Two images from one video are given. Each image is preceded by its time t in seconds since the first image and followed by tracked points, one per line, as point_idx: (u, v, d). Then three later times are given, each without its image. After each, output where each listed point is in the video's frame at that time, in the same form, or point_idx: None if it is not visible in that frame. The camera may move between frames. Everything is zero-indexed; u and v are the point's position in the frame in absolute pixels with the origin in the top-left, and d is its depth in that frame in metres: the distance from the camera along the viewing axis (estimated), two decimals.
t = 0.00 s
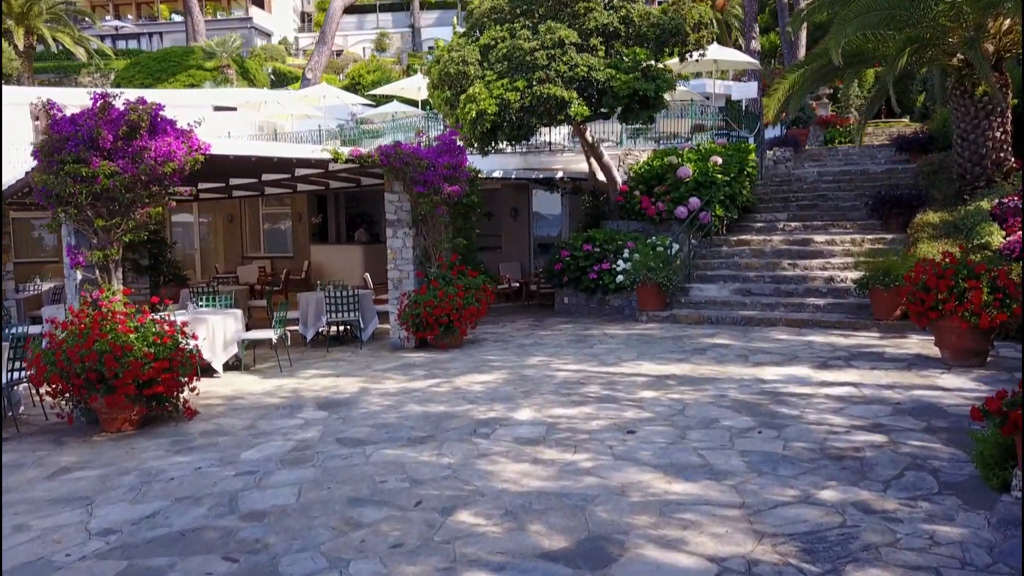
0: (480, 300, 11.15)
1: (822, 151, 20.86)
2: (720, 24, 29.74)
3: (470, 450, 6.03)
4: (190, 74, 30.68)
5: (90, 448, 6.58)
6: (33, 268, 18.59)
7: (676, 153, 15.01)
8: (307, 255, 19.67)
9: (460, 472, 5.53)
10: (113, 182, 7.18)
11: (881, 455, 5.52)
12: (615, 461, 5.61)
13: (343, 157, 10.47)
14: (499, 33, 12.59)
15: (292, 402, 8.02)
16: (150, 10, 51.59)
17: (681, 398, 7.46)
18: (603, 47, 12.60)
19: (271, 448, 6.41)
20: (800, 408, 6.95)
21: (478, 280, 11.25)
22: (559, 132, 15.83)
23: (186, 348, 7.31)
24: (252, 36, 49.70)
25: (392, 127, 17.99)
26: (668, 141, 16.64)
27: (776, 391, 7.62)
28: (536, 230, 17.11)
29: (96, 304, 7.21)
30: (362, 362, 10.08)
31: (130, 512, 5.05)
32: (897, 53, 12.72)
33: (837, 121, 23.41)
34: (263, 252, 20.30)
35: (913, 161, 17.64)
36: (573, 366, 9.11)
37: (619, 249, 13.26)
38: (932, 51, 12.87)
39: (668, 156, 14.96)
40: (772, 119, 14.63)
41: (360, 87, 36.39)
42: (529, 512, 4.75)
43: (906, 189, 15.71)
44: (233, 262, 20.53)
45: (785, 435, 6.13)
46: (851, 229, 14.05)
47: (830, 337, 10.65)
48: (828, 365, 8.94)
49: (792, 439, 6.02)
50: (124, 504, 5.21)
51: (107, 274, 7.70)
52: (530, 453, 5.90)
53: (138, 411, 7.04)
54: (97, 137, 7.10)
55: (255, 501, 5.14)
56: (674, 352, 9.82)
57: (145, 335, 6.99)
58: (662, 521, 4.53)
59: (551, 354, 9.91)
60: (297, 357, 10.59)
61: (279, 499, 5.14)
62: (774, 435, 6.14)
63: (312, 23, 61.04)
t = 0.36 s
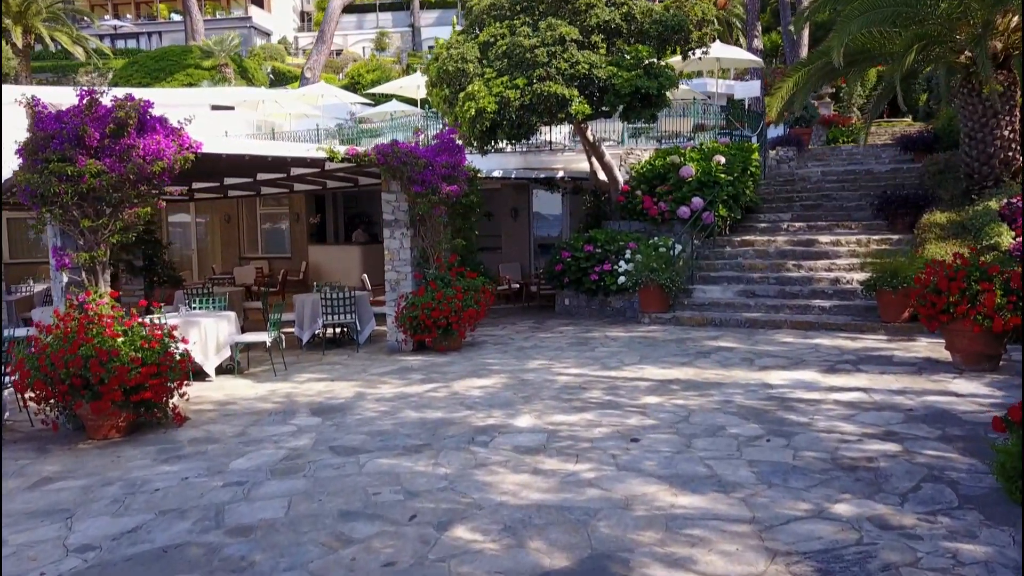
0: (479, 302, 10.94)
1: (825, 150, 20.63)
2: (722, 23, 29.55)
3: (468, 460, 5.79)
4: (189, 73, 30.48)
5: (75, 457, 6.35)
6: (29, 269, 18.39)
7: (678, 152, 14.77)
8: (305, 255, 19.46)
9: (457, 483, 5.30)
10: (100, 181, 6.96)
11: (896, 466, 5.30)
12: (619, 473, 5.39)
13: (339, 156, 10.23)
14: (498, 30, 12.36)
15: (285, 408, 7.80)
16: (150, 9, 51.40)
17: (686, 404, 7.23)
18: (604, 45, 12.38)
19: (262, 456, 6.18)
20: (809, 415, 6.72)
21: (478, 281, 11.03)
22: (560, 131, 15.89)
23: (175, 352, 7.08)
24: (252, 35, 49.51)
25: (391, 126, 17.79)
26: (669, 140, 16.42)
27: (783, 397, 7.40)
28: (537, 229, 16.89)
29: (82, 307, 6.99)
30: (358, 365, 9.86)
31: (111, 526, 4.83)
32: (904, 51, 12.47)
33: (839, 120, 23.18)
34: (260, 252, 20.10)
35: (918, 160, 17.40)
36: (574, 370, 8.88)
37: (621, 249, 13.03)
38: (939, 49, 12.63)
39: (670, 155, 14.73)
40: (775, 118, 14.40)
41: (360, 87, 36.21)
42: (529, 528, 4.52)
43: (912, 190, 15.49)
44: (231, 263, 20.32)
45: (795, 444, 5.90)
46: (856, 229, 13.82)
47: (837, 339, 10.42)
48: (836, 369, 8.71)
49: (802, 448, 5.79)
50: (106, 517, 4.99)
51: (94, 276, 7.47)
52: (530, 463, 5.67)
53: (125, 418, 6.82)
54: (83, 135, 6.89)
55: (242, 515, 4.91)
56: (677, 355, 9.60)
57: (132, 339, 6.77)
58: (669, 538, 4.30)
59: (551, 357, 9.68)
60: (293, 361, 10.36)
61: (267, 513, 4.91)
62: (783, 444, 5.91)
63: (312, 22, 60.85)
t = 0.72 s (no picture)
0: (477, 304, 10.65)
1: (829, 149, 20.36)
2: (724, 22, 29.27)
3: (463, 472, 5.50)
4: (186, 71, 30.20)
5: (52, 468, 6.06)
6: (22, 270, 18.17)
7: (681, 151, 14.45)
8: (302, 256, 19.18)
9: (452, 498, 5.02)
10: (80, 179, 6.67)
11: (915, 480, 5.02)
12: (622, 487, 5.10)
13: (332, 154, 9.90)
14: (497, 26, 12.09)
15: (274, 415, 7.51)
16: (149, 8, 51.10)
17: (691, 411, 6.95)
18: (606, 41, 12.09)
19: (248, 467, 5.90)
20: (819, 424, 6.44)
21: (476, 282, 10.74)
22: (560, 130, 15.60)
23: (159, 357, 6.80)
24: (251, 34, 49.22)
25: (389, 124, 17.53)
26: (672, 139, 16.13)
27: (792, 404, 7.11)
28: (536, 229, 16.60)
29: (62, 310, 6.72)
30: (353, 369, 9.57)
31: (83, 544, 4.54)
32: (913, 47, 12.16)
33: (843, 118, 22.85)
34: (257, 253, 19.82)
35: (924, 160, 17.11)
36: (575, 375, 8.60)
37: (623, 250, 12.71)
38: (948, 45, 12.33)
39: (672, 154, 14.43)
40: (780, 116, 14.10)
41: (359, 85, 35.93)
42: (527, 548, 4.24)
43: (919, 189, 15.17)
44: (227, 263, 20.04)
45: (807, 455, 5.61)
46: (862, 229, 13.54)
47: (845, 343, 10.14)
48: (846, 373, 8.43)
49: (814, 459, 5.51)
50: (78, 535, 4.70)
51: (76, 278, 7.19)
52: (529, 476, 5.38)
53: (107, 426, 6.53)
54: (63, 131, 6.61)
55: (222, 533, 4.63)
56: (681, 359, 9.32)
57: (113, 344, 6.49)
58: (677, 560, 4.02)
59: (551, 361, 9.39)
60: (286, 364, 10.08)
61: (250, 531, 4.63)
62: (795, 455, 5.63)
63: (312, 21, 60.56)
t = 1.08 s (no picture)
0: (474, 307, 10.33)
1: (833, 148, 20.03)
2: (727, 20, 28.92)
3: (457, 489, 5.18)
4: (182, 70, 29.86)
5: (24, 482, 5.74)
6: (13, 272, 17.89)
7: (684, 150, 14.11)
8: (298, 256, 18.87)
9: (445, 518, 4.69)
10: (57, 178, 6.38)
11: (938, 497, 4.70)
12: (627, 505, 4.78)
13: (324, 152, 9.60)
14: (495, 21, 11.77)
15: (262, 424, 7.20)
16: (146, 7, 50.75)
17: (697, 421, 6.63)
18: (607, 36, 11.76)
19: (231, 482, 5.58)
20: (832, 434, 6.12)
21: (473, 285, 10.43)
22: (561, 128, 15.27)
23: (139, 364, 6.50)
24: (249, 34, 48.90)
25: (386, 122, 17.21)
26: (674, 137, 15.78)
27: (803, 413, 6.80)
28: (536, 229, 16.26)
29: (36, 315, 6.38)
30: (345, 375, 9.26)
31: (47, 569, 4.22)
32: (922, 43, 11.80)
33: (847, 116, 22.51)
34: (252, 253, 19.51)
35: (931, 159, 16.77)
36: (575, 381, 8.28)
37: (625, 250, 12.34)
38: (958, 41, 11.97)
39: (675, 153, 14.09)
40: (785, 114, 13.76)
41: (357, 84, 35.59)
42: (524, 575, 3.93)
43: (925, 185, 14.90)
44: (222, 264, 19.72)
45: (821, 469, 5.30)
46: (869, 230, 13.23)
47: (854, 347, 9.82)
48: (857, 380, 8.11)
49: (829, 474, 5.20)
50: (42, 558, 4.39)
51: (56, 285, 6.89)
52: (527, 492, 5.07)
53: (84, 437, 6.21)
54: (39, 128, 6.31)
55: (197, 556, 4.31)
56: (685, 365, 9.00)
57: (91, 352, 6.18)
58: None
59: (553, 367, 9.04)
60: (277, 369, 9.77)
61: (227, 554, 4.31)
62: (808, 469, 5.31)
63: (311, 20, 60.24)
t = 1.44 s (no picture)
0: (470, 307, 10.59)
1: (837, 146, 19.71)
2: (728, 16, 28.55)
3: (452, 505, 4.88)
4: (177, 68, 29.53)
5: None
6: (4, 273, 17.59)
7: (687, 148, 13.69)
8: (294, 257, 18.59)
9: (438, 538, 4.40)
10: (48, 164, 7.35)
11: (964, 516, 4.41)
12: (632, 525, 4.47)
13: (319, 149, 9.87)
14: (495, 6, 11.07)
15: (248, 433, 6.89)
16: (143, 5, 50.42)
17: (704, 431, 6.34)
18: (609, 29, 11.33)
19: (214, 497, 5.29)
20: (847, 446, 5.83)
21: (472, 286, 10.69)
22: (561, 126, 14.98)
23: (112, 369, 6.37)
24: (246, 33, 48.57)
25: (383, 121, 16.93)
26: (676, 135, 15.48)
27: (814, 422, 6.51)
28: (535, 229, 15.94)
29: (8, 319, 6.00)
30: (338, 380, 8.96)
31: None
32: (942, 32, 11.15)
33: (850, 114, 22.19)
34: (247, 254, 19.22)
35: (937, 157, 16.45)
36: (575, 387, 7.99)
37: (625, 251, 11.01)
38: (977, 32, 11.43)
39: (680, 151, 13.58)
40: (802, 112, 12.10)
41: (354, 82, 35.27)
42: None
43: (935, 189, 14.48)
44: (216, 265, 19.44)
45: (837, 484, 5.01)
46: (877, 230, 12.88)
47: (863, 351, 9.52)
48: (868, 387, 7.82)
49: (846, 489, 4.91)
50: None
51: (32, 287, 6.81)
52: (526, 511, 4.76)
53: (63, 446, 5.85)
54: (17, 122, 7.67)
55: None
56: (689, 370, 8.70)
57: (62, 358, 5.99)
58: None
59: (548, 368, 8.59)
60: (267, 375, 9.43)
61: None
62: (823, 484, 5.02)
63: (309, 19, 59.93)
